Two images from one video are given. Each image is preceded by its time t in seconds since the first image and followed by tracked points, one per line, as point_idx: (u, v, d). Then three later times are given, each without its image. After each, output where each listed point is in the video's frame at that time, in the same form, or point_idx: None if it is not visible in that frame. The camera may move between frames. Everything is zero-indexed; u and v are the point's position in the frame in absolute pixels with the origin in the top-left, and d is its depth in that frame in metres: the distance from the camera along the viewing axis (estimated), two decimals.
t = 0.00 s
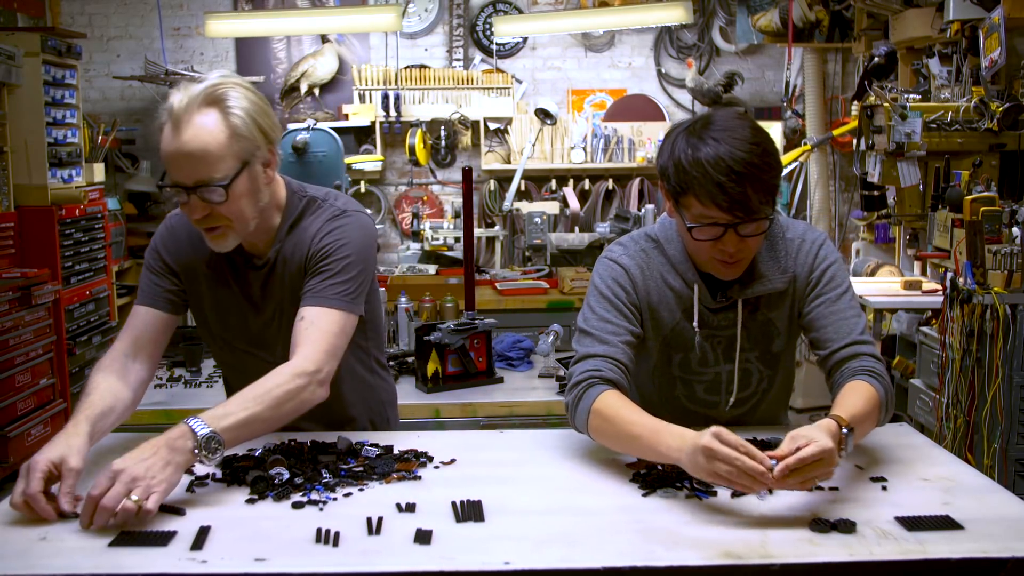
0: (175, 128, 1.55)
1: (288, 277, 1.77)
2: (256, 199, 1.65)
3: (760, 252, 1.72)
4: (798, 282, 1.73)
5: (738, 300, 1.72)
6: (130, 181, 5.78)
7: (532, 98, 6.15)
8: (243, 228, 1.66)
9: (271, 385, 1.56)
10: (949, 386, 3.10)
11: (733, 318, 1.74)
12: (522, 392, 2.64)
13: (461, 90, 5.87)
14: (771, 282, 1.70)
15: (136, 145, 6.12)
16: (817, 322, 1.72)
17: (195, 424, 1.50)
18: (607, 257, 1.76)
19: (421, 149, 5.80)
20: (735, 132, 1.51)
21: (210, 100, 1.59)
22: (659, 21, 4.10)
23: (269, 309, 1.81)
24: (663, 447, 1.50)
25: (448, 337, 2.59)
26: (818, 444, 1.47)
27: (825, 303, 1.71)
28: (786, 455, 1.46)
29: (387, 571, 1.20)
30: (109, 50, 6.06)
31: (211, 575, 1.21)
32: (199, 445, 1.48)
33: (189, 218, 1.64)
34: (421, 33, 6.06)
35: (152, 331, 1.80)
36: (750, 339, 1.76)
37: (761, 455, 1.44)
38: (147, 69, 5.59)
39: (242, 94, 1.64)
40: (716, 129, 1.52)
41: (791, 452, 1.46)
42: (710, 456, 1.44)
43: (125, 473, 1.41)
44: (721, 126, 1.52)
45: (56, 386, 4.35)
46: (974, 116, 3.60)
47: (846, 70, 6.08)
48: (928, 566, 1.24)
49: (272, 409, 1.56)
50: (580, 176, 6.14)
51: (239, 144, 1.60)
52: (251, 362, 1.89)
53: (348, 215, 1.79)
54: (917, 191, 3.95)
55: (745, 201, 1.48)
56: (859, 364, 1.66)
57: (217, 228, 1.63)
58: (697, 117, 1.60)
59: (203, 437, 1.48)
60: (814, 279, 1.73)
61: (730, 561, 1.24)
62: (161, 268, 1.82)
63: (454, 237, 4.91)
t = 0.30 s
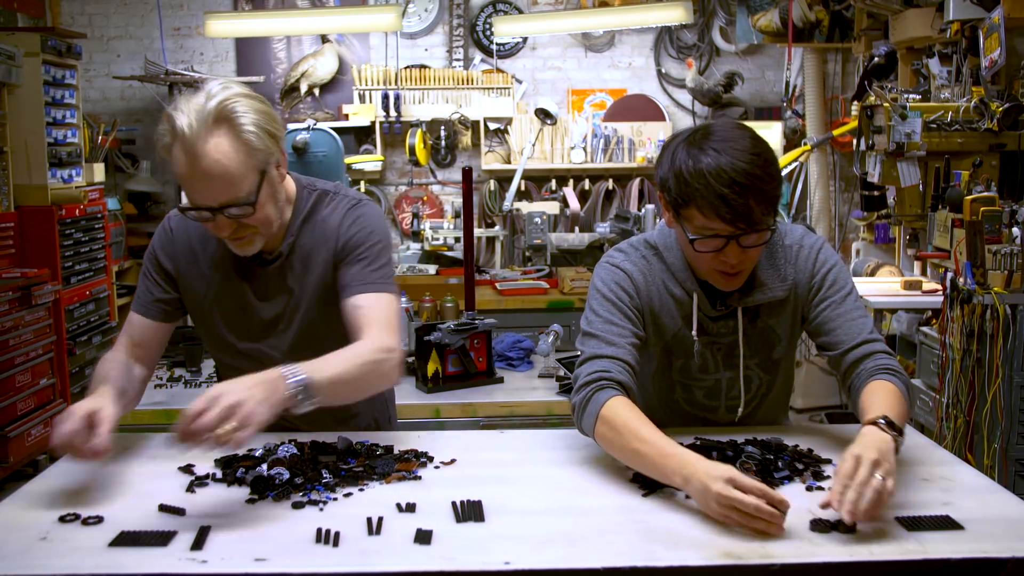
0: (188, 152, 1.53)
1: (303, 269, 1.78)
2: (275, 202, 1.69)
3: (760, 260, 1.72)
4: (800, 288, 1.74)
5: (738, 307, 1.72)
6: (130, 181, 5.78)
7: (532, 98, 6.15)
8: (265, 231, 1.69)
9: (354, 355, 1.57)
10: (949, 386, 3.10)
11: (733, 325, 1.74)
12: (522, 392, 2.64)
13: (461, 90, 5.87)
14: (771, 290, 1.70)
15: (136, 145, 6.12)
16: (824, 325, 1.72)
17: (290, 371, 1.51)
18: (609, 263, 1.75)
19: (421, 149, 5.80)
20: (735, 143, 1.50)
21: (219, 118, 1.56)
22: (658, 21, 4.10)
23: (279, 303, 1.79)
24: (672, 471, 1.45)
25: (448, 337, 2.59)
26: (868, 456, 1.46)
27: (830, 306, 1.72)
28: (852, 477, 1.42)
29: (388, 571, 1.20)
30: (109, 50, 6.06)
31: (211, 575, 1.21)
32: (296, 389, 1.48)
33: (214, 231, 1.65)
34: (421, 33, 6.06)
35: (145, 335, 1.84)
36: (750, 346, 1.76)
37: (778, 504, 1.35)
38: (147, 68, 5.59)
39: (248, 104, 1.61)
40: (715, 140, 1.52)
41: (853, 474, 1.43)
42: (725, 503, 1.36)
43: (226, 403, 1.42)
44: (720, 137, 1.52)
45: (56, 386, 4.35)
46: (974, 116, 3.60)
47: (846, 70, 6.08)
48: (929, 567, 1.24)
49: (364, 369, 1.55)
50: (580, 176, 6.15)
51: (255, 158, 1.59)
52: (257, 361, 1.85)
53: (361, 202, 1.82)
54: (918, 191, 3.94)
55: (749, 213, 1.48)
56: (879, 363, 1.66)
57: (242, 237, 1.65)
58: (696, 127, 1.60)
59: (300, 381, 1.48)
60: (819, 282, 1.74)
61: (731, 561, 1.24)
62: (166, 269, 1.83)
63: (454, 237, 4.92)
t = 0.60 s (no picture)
0: (239, 151, 1.53)
1: (336, 263, 1.80)
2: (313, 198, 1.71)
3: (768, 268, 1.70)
4: (807, 296, 1.73)
5: (745, 314, 1.72)
6: (130, 181, 5.78)
7: (532, 98, 6.15)
8: (303, 227, 1.72)
9: (464, 337, 1.82)
10: (949, 387, 3.10)
11: (739, 331, 1.74)
12: (522, 392, 2.64)
13: (461, 90, 5.87)
14: (780, 298, 1.69)
15: (136, 145, 6.12)
16: (832, 333, 1.72)
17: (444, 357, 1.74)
18: (617, 266, 1.74)
19: (421, 149, 5.81)
20: (746, 157, 1.49)
21: (266, 114, 1.57)
22: (658, 21, 4.10)
23: (304, 299, 1.80)
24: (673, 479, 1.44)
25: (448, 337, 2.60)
26: (883, 472, 1.43)
27: (838, 314, 1.72)
28: (864, 491, 1.39)
29: (388, 571, 1.20)
30: (109, 50, 6.06)
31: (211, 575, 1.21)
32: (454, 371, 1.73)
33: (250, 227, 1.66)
34: (421, 33, 6.06)
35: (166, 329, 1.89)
36: (756, 352, 1.76)
37: (785, 521, 1.33)
38: (147, 68, 5.59)
39: (292, 101, 1.61)
40: (725, 152, 1.51)
41: (866, 487, 1.40)
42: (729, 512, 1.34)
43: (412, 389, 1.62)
44: (731, 149, 1.51)
45: (56, 386, 4.36)
46: (974, 116, 3.60)
47: (846, 70, 6.08)
48: (929, 567, 1.24)
49: (476, 350, 1.82)
50: (580, 176, 6.15)
51: (299, 154, 1.61)
52: (280, 355, 1.86)
53: (394, 199, 1.88)
54: (918, 191, 3.94)
55: (761, 228, 1.48)
56: (885, 373, 1.67)
57: (282, 233, 1.68)
58: (706, 137, 1.58)
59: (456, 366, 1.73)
60: (827, 287, 1.73)
61: (731, 561, 1.24)
62: (190, 264, 1.83)
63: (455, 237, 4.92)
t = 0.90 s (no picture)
0: (252, 152, 1.54)
1: (341, 261, 1.80)
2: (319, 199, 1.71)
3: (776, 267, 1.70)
4: (812, 294, 1.73)
5: (752, 311, 1.72)
6: (130, 181, 5.78)
7: (532, 98, 6.15)
8: (312, 226, 1.73)
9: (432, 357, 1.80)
10: (949, 386, 3.10)
11: (745, 328, 1.73)
12: (522, 392, 2.64)
13: (461, 90, 5.88)
14: (786, 296, 1.70)
15: (136, 145, 6.12)
16: (835, 332, 1.72)
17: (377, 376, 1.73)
18: (625, 261, 1.75)
19: (421, 149, 5.81)
20: (758, 154, 1.49)
21: (281, 116, 1.57)
22: (658, 21, 4.10)
23: (304, 296, 1.80)
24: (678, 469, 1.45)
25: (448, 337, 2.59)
26: (874, 473, 1.43)
27: (842, 313, 1.72)
28: (853, 492, 1.39)
29: (387, 571, 1.20)
30: (108, 50, 6.06)
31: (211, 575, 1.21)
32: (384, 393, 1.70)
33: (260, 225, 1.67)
34: (421, 33, 6.06)
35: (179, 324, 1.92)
36: (762, 349, 1.75)
37: (784, 519, 1.33)
38: (147, 68, 5.59)
39: (306, 103, 1.62)
40: (737, 148, 1.51)
41: (856, 489, 1.40)
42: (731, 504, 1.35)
43: (317, 414, 1.62)
44: (744, 145, 1.51)
45: (56, 386, 4.36)
46: (974, 116, 3.60)
47: (846, 70, 6.08)
48: (928, 566, 1.24)
49: (434, 373, 1.79)
50: (580, 176, 6.15)
51: (312, 155, 1.62)
52: (281, 350, 1.87)
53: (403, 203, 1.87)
54: (917, 191, 3.95)
55: (771, 226, 1.48)
56: (885, 374, 1.67)
57: (292, 233, 1.69)
58: (719, 133, 1.58)
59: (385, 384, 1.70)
60: (833, 287, 1.73)
61: (731, 561, 1.24)
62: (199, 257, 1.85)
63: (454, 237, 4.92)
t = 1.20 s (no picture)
0: (228, 150, 1.55)
1: (328, 259, 1.81)
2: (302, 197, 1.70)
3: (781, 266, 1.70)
4: (816, 294, 1.73)
5: (756, 310, 1.72)
6: (130, 181, 5.79)
7: (532, 98, 6.15)
8: (296, 224, 1.72)
9: (428, 352, 1.79)
10: (949, 387, 3.10)
11: (750, 327, 1.73)
12: (521, 392, 2.64)
13: (461, 90, 5.87)
14: (790, 294, 1.70)
15: (136, 145, 6.12)
16: (837, 332, 1.72)
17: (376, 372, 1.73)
18: (630, 259, 1.75)
19: (421, 149, 5.82)
20: (767, 153, 1.49)
21: (258, 115, 1.58)
22: (658, 21, 4.10)
23: (290, 296, 1.81)
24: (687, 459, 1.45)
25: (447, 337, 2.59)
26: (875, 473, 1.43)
27: (844, 313, 1.71)
28: (854, 491, 1.39)
29: (387, 571, 1.20)
30: (108, 50, 6.06)
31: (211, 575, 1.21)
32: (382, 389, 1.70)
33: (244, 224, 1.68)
34: (421, 33, 6.06)
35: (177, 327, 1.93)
36: (767, 348, 1.75)
37: (785, 521, 1.31)
38: (147, 68, 5.59)
39: (284, 101, 1.62)
40: (746, 147, 1.51)
41: (856, 487, 1.39)
42: (738, 495, 1.36)
43: (315, 409, 1.63)
44: (752, 144, 1.51)
45: (56, 386, 4.36)
46: (974, 116, 3.60)
47: (846, 70, 6.08)
48: (928, 566, 1.24)
49: (433, 367, 1.79)
50: (580, 176, 6.15)
51: (291, 154, 1.62)
52: (270, 351, 1.87)
53: (390, 200, 1.86)
54: (917, 191, 3.95)
55: (779, 225, 1.48)
56: (887, 374, 1.67)
57: (275, 231, 1.69)
58: (728, 131, 1.58)
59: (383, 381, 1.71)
60: (837, 287, 1.73)
61: (731, 561, 1.25)
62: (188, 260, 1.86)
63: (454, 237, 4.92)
